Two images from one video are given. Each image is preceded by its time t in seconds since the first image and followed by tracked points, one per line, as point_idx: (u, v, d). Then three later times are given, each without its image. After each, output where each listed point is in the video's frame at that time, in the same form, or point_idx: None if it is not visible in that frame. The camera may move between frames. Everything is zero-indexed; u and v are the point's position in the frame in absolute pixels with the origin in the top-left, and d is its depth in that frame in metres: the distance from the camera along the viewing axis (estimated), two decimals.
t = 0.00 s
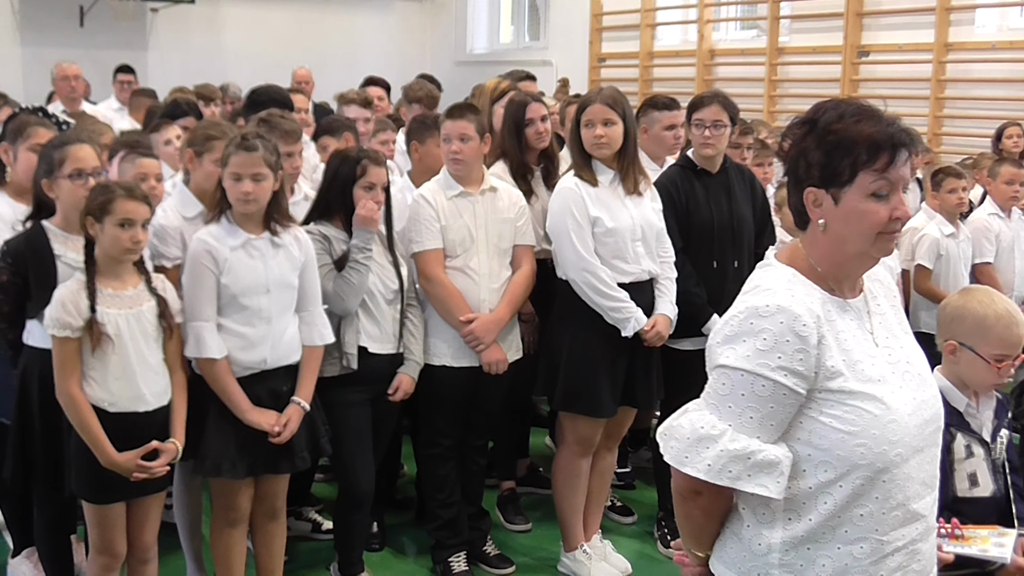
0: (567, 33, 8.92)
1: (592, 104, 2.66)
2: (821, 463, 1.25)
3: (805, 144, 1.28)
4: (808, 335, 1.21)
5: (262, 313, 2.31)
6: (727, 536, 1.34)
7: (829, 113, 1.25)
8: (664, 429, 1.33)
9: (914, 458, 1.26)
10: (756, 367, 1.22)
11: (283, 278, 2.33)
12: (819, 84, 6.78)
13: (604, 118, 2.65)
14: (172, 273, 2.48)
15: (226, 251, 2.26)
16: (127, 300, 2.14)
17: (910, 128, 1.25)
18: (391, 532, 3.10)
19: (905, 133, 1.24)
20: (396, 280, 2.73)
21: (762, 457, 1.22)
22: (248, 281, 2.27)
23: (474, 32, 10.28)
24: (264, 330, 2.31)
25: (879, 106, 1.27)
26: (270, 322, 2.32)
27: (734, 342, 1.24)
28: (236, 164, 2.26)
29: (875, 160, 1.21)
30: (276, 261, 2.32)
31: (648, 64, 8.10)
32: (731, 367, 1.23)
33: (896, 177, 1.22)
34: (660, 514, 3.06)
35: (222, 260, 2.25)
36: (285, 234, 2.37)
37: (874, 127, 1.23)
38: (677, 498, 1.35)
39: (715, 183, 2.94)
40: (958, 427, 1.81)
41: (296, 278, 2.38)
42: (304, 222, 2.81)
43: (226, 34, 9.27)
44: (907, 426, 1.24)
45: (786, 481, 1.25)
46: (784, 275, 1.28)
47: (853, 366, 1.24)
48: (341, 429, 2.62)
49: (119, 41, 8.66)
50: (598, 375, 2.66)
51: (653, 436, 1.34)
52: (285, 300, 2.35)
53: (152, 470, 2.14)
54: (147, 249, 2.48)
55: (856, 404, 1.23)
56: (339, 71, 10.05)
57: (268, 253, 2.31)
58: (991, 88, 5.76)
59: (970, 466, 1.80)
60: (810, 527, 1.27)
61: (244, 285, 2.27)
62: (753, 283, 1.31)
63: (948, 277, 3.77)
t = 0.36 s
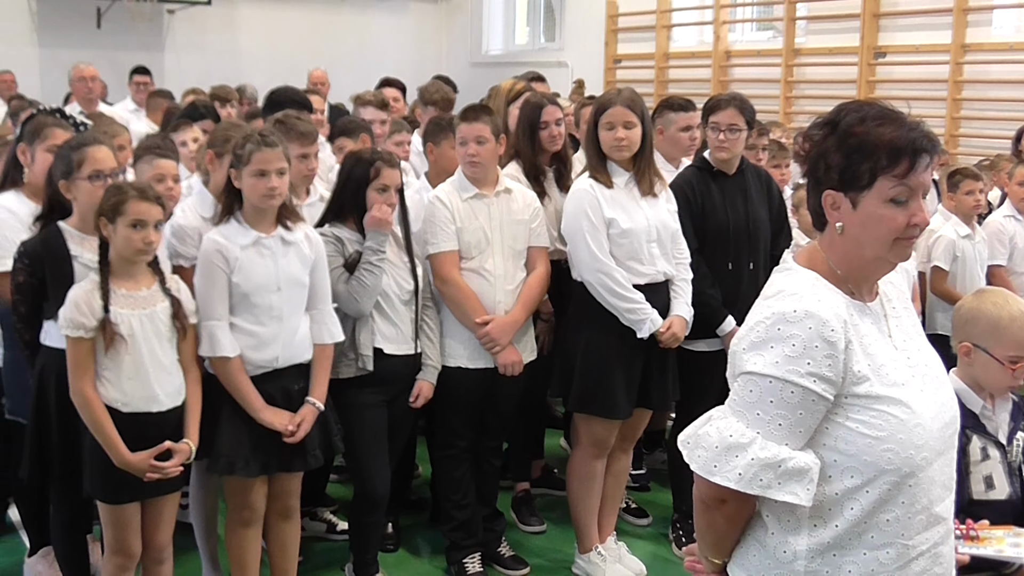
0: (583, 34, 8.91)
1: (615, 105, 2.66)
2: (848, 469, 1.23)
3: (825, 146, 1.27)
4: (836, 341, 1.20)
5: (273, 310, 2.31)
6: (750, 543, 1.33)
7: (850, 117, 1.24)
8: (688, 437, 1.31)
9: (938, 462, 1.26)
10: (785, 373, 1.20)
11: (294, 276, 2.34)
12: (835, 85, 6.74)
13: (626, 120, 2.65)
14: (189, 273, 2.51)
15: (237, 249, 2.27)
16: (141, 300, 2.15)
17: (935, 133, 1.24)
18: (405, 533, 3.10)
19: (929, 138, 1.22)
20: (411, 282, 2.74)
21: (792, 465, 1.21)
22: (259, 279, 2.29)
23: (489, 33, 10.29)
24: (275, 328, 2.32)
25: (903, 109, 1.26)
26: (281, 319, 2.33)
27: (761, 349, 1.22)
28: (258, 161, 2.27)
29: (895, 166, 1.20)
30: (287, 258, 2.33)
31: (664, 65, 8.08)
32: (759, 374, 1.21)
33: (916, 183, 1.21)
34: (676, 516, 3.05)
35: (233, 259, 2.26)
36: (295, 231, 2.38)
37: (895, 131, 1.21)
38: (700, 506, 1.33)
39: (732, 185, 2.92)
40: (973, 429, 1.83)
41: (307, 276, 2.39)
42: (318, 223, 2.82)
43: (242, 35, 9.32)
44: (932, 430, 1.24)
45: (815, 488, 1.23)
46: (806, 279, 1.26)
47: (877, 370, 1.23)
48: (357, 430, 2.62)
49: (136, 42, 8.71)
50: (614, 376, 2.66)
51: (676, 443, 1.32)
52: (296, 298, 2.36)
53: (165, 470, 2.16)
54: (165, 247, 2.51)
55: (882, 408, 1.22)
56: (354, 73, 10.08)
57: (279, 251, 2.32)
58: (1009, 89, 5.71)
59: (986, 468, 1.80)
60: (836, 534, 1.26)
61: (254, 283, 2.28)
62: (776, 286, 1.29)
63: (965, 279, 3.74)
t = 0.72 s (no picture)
0: (595, 35, 8.90)
1: (648, 108, 2.65)
2: (856, 472, 1.23)
3: (842, 150, 1.25)
4: (845, 343, 1.19)
5: (283, 309, 2.32)
6: (758, 545, 1.33)
7: (867, 119, 1.23)
8: (697, 439, 1.31)
9: (948, 465, 1.25)
10: (793, 375, 1.19)
11: (303, 274, 2.35)
12: (849, 85, 6.71)
13: (658, 123, 2.66)
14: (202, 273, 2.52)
15: (245, 249, 2.28)
16: (152, 300, 2.17)
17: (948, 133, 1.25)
18: (417, 533, 3.11)
19: (946, 137, 1.23)
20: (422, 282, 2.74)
21: (800, 467, 1.20)
22: (268, 278, 2.30)
23: (501, 33, 10.29)
24: (284, 326, 2.33)
25: (914, 110, 1.26)
26: (291, 318, 2.34)
27: (769, 350, 1.22)
28: (269, 160, 2.28)
29: (919, 165, 1.20)
30: (296, 257, 2.34)
31: (677, 66, 8.06)
32: (767, 375, 1.21)
33: (938, 182, 1.21)
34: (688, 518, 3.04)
35: (241, 258, 2.28)
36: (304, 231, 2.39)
37: (915, 130, 1.21)
38: (710, 508, 1.32)
39: (745, 186, 2.92)
40: (986, 431, 1.86)
41: (316, 275, 2.40)
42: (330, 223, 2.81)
43: (256, 36, 9.37)
44: (942, 433, 1.23)
45: (823, 491, 1.23)
46: (817, 280, 1.26)
47: (887, 373, 1.23)
48: (369, 430, 2.62)
49: (150, 43, 8.76)
50: (625, 376, 2.65)
51: (685, 444, 1.32)
52: (306, 297, 2.36)
53: (175, 468, 2.17)
54: (180, 248, 2.53)
55: (891, 411, 1.21)
56: (367, 74, 10.11)
57: (287, 250, 2.33)
58: None
59: (998, 469, 1.82)
60: (845, 536, 1.26)
61: (263, 282, 2.29)
62: (786, 288, 1.28)
63: (978, 279, 3.72)
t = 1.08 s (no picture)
0: (605, 35, 8.89)
1: (661, 107, 2.64)
2: (867, 473, 1.23)
3: (861, 149, 1.24)
4: (857, 344, 1.19)
5: (294, 308, 2.33)
6: (766, 546, 1.32)
7: (885, 119, 1.23)
8: (706, 440, 1.31)
9: (958, 465, 1.25)
10: (804, 377, 1.19)
11: (314, 274, 2.36)
12: (859, 86, 6.69)
13: (670, 123, 2.66)
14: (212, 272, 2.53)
15: (256, 249, 2.29)
16: (161, 298, 2.17)
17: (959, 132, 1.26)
18: (426, 533, 3.11)
19: (960, 137, 1.24)
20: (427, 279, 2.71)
21: (811, 469, 1.20)
22: (279, 278, 2.30)
23: (511, 33, 10.29)
24: (296, 327, 2.34)
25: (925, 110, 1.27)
26: (302, 318, 2.34)
27: (780, 351, 1.22)
28: (279, 160, 2.29)
29: (938, 164, 1.20)
30: (307, 258, 2.35)
31: (687, 66, 8.05)
32: (778, 377, 1.20)
33: (953, 181, 1.22)
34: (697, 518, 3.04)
35: (252, 258, 2.28)
36: (315, 231, 2.40)
37: (932, 129, 1.22)
38: (719, 509, 1.32)
39: (756, 186, 2.91)
40: (994, 431, 1.86)
41: (327, 275, 2.40)
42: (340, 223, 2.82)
43: (266, 36, 9.39)
44: (952, 434, 1.23)
45: (834, 492, 1.23)
46: (829, 280, 1.26)
47: (898, 374, 1.22)
48: (378, 430, 2.63)
49: (160, 44, 8.79)
50: (635, 376, 2.65)
51: (694, 445, 1.32)
52: (317, 297, 2.37)
53: (180, 466, 2.18)
54: (189, 246, 2.54)
55: (902, 412, 1.21)
56: (377, 74, 10.14)
57: (298, 250, 2.34)
58: None
59: (1007, 470, 1.82)
60: (855, 537, 1.26)
61: (275, 282, 2.30)
62: (796, 289, 1.28)
63: (988, 280, 3.71)
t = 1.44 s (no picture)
0: (615, 34, 8.88)
1: (671, 108, 2.64)
2: (879, 474, 1.22)
3: (873, 149, 1.24)
4: (869, 345, 1.19)
5: (307, 309, 2.33)
6: (777, 549, 1.32)
7: (896, 119, 1.23)
8: (718, 444, 1.31)
9: (969, 465, 1.25)
10: (817, 379, 1.19)
11: (326, 275, 2.36)
12: (870, 86, 6.67)
13: (680, 123, 2.66)
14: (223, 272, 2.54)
15: (269, 249, 2.30)
16: (172, 297, 2.18)
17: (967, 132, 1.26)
18: (435, 533, 3.12)
19: (969, 137, 1.25)
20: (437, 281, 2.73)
21: (825, 471, 1.20)
22: (292, 279, 2.31)
23: (521, 33, 10.29)
24: (308, 327, 2.34)
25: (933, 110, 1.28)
26: (315, 318, 2.35)
27: (792, 353, 1.21)
28: (291, 161, 2.30)
29: (949, 163, 1.21)
30: (319, 258, 2.36)
31: (697, 66, 8.03)
32: (791, 379, 1.20)
33: (962, 180, 1.23)
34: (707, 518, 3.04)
35: (265, 259, 2.29)
36: (327, 232, 2.40)
37: (942, 129, 1.22)
38: (730, 512, 1.32)
39: (766, 185, 2.91)
40: (1005, 432, 1.86)
41: (340, 276, 2.41)
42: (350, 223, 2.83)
43: (276, 35, 9.41)
44: (963, 434, 1.23)
45: (847, 494, 1.22)
46: (838, 281, 1.26)
47: (909, 374, 1.22)
48: (388, 430, 2.63)
49: (171, 44, 8.82)
50: (646, 377, 2.65)
51: (706, 448, 1.32)
52: (329, 297, 2.38)
53: (193, 463, 2.19)
54: (199, 246, 2.55)
55: (914, 412, 1.21)
56: (387, 74, 10.16)
57: (310, 250, 2.35)
58: None
59: (1017, 472, 1.81)
60: (867, 539, 1.25)
61: (288, 282, 2.31)
62: (806, 290, 1.28)
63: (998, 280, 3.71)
